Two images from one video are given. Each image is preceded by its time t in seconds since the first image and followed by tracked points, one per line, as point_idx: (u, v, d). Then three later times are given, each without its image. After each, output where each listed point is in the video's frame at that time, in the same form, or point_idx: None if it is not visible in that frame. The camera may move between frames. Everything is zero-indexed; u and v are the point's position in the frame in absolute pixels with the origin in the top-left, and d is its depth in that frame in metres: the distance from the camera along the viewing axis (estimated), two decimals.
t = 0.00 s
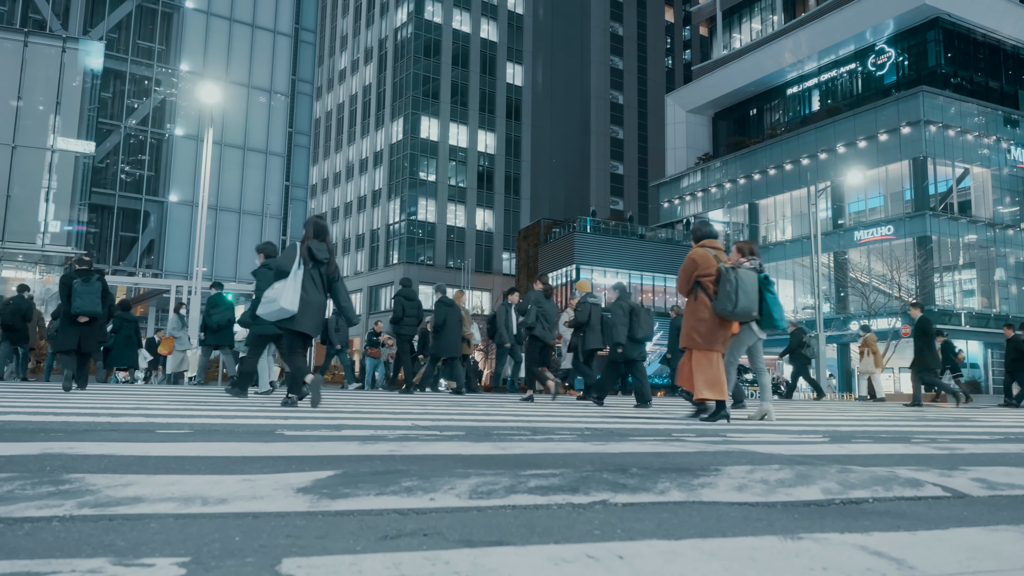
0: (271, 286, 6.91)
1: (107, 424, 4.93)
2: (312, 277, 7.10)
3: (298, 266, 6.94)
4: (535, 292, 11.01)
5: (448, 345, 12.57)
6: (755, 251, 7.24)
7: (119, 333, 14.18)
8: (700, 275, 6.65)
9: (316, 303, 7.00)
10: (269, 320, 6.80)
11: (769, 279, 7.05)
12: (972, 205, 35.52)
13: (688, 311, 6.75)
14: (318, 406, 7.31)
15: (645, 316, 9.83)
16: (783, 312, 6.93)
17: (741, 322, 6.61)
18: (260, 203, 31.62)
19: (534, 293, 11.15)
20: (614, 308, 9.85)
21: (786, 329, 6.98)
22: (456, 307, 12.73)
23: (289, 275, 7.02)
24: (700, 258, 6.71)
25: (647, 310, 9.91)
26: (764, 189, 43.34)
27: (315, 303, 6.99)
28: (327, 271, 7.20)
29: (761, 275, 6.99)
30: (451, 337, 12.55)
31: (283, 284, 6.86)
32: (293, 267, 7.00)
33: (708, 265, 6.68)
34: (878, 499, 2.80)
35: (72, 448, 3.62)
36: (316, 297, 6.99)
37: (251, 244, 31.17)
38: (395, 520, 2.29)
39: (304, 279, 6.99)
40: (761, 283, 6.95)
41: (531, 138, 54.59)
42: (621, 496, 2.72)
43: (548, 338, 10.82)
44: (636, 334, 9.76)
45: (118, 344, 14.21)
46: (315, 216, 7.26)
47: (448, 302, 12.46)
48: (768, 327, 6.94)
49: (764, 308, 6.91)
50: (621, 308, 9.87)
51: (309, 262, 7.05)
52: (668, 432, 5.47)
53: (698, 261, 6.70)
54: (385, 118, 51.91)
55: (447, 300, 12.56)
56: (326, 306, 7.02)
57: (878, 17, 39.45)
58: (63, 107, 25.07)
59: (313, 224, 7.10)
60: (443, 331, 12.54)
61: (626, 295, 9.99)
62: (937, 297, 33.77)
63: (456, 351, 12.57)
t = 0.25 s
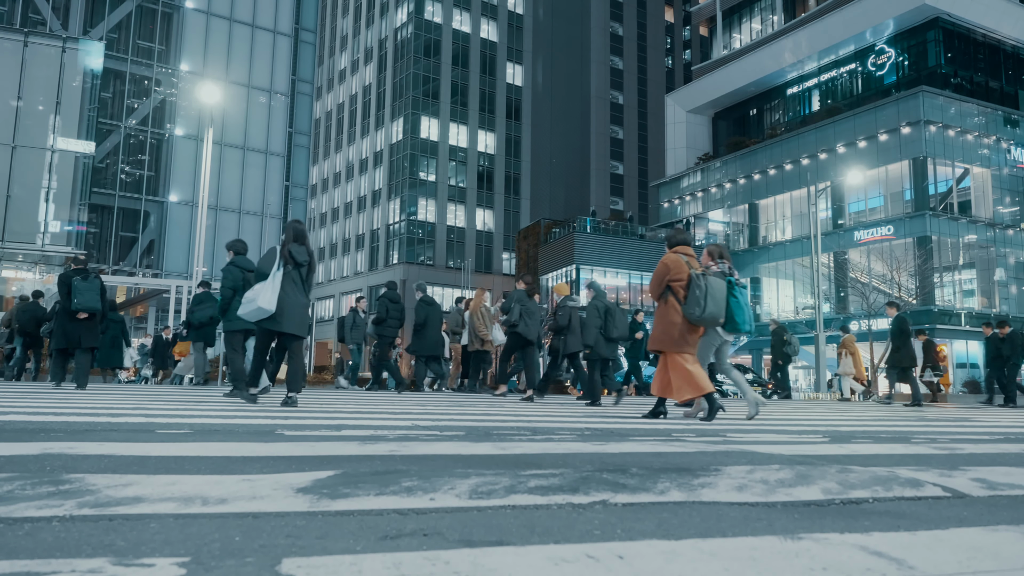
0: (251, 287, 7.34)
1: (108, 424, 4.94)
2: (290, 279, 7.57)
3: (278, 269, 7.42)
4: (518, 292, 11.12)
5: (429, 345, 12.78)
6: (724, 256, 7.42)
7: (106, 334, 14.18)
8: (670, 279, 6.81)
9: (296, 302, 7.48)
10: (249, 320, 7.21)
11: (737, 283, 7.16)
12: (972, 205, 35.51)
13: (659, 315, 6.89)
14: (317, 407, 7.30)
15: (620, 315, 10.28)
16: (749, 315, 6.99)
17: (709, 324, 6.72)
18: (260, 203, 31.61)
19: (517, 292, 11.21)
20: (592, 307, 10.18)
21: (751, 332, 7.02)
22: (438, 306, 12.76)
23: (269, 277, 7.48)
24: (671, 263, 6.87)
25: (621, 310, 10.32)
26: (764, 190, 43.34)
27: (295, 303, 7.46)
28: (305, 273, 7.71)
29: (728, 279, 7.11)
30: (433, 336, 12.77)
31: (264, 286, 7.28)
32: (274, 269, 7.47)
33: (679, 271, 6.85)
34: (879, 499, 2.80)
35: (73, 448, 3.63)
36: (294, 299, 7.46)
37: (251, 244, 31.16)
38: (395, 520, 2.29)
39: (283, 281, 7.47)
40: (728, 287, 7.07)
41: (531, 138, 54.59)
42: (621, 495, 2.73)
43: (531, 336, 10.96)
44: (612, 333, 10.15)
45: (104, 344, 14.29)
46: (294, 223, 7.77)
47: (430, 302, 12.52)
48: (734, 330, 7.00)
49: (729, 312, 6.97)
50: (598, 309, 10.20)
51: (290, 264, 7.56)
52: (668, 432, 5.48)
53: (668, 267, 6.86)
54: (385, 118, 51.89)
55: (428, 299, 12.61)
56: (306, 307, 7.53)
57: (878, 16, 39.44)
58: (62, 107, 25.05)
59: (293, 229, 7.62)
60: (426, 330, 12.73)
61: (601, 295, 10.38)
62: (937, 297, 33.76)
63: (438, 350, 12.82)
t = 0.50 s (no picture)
0: (227, 292, 7.69)
1: (108, 425, 4.94)
2: (266, 282, 7.95)
3: (253, 272, 7.79)
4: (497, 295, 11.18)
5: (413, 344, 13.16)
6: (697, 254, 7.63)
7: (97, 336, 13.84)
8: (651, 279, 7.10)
9: (270, 304, 7.86)
10: (228, 325, 7.58)
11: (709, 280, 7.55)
12: (972, 205, 35.49)
13: (637, 311, 7.15)
14: (316, 407, 7.30)
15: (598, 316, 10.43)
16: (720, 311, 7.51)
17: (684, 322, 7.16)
18: (260, 203, 31.59)
19: (495, 294, 11.25)
20: (569, 308, 10.33)
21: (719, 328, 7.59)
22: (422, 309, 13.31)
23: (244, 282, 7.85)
24: (650, 262, 7.15)
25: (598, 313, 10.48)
26: (764, 190, 43.33)
27: (270, 305, 7.85)
28: (280, 276, 8.11)
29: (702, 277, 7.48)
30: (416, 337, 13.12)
31: (240, 291, 7.64)
32: (248, 274, 7.82)
33: (658, 269, 7.15)
34: (878, 499, 2.80)
35: (73, 448, 3.63)
36: (269, 301, 7.84)
37: (250, 243, 31.15)
38: (394, 521, 2.29)
39: (259, 284, 7.83)
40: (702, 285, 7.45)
41: (531, 138, 54.56)
42: (621, 495, 2.73)
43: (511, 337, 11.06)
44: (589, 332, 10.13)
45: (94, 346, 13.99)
46: (268, 228, 8.17)
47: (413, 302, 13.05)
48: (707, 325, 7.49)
49: (702, 308, 7.49)
50: (575, 311, 10.34)
51: (263, 268, 7.93)
52: (667, 432, 5.49)
53: (649, 265, 7.13)
54: (385, 118, 51.89)
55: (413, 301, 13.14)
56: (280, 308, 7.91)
57: (878, 17, 39.44)
58: (62, 107, 25.06)
59: (266, 233, 8.02)
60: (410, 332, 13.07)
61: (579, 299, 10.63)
62: (937, 297, 33.74)
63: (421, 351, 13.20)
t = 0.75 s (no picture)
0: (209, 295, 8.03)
1: (107, 425, 4.95)
2: (248, 284, 8.20)
3: (234, 276, 8.04)
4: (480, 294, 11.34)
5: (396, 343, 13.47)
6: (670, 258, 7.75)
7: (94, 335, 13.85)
8: (625, 285, 7.11)
9: (251, 306, 8.10)
10: (208, 325, 7.89)
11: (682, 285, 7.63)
12: (972, 206, 35.50)
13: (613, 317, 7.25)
14: (315, 408, 7.31)
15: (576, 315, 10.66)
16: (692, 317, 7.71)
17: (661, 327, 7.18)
18: (260, 203, 31.58)
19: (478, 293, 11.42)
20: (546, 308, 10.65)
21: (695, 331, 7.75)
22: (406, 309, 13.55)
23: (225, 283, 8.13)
24: (624, 268, 7.14)
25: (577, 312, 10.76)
26: (764, 190, 43.33)
27: (250, 308, 8.08)
28: (262, 278, 8.30)
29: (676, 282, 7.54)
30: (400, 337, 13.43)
31: (218, 294, 7.93)
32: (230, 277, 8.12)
33: (631, 275, 7.15)
34: (878, 499, 2.80)
35: (73, 448, 3.63)
36: (249, 303, 8.08)
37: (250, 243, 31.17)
38: (394, 520, 2.29)
39: (239, 287, 8.07)
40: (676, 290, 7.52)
41: (532, 138, 54.58)
42: (621, 496, 2.72)
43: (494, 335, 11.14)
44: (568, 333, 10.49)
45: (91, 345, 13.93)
46: (250, 232, 8.34)
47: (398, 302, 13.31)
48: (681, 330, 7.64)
49: (676, 314, 7.67)
50: (553, 311, 10.68)
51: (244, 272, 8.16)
52: (667, 432, 5.49)
53: (621, 272, 7.15)
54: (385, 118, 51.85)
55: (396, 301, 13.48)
56: (259, 311, 8.12)
57: (878, 17, 39.45)
58: (62, 107, 25.08)
59: (247, 238, 8.19)
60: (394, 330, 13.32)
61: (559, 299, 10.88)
62: (937, 297, 33.76)
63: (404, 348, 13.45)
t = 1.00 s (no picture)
0: (194, 295, 8.36)
1: (108, 424, 4.96)
2: (231, 287, 8.58)
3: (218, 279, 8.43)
4: (464, 297, 11.71)
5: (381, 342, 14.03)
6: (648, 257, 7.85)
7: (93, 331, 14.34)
8: (595, 285, 7.22)
9: (235, 308, 8.47)
10: (192, 325, 8.23)
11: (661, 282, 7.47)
12: (972, 206, 35.52)
13: (586, 313, 7.42)
14: (314, 408, 7.33)
15: (556, 318, 10.60)
16: (671, 314, 7.35)
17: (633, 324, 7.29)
18: (260, 203, 31.58)
19: (462, 296, 11.79)
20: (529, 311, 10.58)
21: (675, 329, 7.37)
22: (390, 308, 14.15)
23: (210, 286, 8.48)
24: (596, 267, 7.27)
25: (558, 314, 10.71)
26: (764, 190, 43.32)
27: (234, 310, 8.47)
28: (245, 283, 8.71)
29: (652, 280, 7.40)
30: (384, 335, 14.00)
31: (204, 296, 8.30)
32: (214, 279, 8.50)
33: (603, 275, 7.26)
34: (878, 499, 2.80)
35: (73, 448, 3.64)
36: (233, 306, 8.45)
37: (251, 243, 31.14)
38: (394, 519, 2.29)
39: (224, 290, 8.45)
40: (652, 289, 7.37)
41: (532, 138, 54.57)
42: (621, 495, 2.73)
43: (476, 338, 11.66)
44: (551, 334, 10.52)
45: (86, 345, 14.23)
46: (235, 239, 8.74)
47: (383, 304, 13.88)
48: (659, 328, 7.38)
49: (653, 309, 7.36)
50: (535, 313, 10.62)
51: (229, 275, 8.57)
52: (667, 432, 5.50)
53: (593, 271, 7.25)
54: (385, 119, 51.85)
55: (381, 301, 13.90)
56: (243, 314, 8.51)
57: (878, 17, 39.44)
58: (62, 108, 25.08)
59: (232, 244, 8.56)
60: (379, 328, 13.92)
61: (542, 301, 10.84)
62: (937, 297, 33.78)
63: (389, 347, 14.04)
